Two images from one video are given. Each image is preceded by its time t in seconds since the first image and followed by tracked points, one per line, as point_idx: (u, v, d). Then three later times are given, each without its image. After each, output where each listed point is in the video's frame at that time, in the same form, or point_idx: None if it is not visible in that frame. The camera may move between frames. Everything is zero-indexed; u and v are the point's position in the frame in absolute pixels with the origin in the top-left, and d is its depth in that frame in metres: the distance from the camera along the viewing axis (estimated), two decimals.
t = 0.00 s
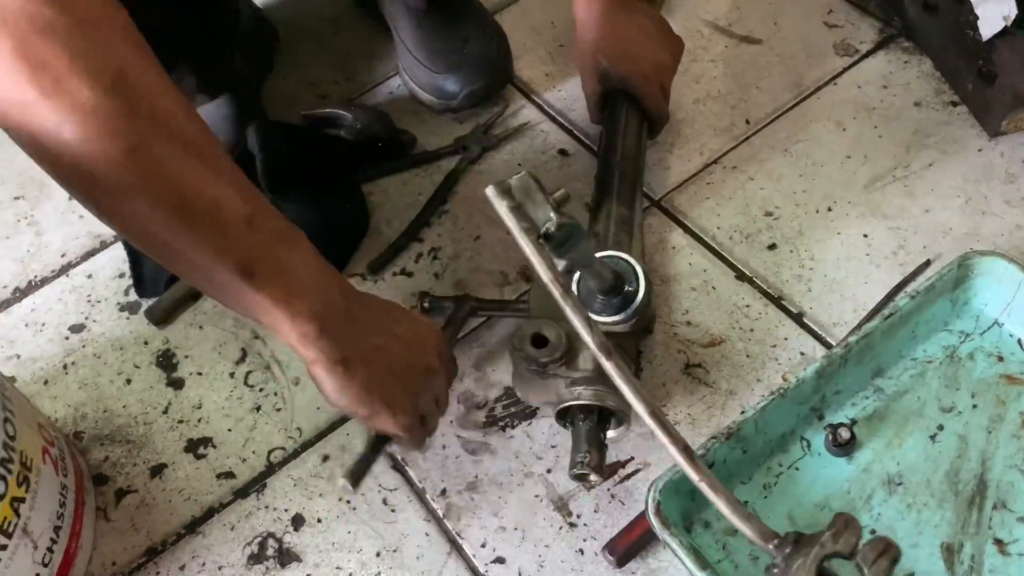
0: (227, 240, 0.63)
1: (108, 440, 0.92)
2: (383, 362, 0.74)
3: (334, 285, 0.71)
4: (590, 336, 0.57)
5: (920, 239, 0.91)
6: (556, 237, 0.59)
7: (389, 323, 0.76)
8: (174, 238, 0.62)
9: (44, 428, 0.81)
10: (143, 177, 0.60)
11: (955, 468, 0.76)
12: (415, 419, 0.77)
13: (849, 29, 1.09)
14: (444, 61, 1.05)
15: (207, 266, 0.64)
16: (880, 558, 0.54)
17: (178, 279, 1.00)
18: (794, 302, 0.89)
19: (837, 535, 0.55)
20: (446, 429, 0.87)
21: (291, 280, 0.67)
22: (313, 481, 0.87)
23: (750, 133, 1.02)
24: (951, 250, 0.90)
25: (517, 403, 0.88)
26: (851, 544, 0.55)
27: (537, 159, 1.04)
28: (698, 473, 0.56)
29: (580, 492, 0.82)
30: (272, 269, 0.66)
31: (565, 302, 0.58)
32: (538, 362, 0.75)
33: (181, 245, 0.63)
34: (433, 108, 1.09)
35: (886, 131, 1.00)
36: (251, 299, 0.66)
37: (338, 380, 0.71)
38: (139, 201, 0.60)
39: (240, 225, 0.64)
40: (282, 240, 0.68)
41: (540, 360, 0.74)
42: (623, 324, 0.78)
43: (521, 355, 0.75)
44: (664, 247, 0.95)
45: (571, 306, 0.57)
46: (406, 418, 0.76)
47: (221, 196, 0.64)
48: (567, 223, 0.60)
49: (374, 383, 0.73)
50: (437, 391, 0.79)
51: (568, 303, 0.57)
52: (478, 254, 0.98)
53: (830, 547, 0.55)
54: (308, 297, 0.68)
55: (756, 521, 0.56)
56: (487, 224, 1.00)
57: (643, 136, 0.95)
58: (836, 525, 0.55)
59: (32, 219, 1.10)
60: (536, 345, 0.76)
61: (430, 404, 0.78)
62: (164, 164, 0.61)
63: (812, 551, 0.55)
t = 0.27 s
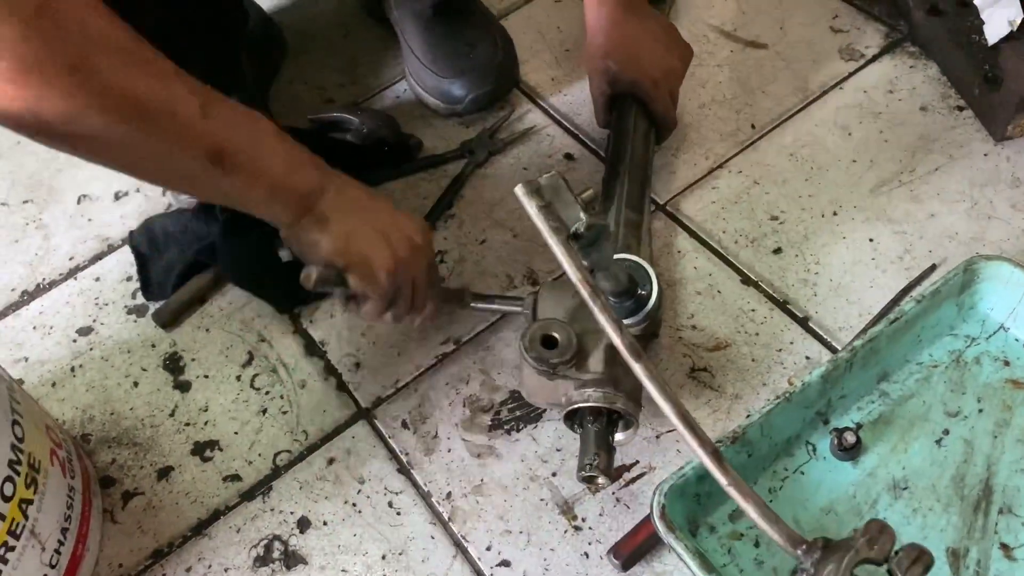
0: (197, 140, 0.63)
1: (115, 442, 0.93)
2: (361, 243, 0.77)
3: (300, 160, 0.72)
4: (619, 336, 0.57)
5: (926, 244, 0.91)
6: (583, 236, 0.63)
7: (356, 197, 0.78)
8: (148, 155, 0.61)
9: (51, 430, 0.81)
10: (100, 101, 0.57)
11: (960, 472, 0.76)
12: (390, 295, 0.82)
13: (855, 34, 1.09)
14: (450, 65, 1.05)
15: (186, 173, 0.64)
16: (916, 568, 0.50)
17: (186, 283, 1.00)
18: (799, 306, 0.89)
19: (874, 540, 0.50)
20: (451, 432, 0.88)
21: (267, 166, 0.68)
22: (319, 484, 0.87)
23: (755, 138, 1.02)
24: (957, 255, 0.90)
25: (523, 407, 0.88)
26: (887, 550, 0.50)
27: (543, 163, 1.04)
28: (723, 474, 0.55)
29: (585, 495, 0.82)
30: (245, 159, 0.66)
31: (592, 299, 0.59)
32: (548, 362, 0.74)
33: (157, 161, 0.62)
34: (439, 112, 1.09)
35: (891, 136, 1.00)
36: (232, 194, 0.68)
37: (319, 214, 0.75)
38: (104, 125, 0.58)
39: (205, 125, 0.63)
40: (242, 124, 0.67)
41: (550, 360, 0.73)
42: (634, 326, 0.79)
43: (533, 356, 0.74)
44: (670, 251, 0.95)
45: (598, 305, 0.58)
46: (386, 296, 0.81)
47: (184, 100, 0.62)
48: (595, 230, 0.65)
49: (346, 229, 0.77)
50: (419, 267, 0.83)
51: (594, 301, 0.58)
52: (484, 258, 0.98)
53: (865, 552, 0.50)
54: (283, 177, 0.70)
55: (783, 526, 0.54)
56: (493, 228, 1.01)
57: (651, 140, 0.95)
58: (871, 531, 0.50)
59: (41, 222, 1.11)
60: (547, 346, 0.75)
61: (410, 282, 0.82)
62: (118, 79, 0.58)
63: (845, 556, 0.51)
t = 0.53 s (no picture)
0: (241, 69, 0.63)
1: (121, 443, 0.93)
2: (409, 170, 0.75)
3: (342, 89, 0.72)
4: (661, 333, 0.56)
5: (931, 244, 0.91)
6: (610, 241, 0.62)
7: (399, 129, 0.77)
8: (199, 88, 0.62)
9: (57, 430, 0.82)
10: (150, 39, 0.59)
11: (967, 473, 0.75)
12: (429, 237, 0.79)
13: (860, 35, 1.09)
14: (455, 67, 1.05)
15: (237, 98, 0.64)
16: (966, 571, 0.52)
17: (191, 284, 1.00)
18: (805, 306, 0.89)
19: (924, 546, 0.50)
20: (456, 433, 0.88)
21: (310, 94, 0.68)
22: (325, 485, 0.87)
23: (760, 139, 1.02)
24: (963, 255, 0.90)
25: (528, 407, 0.88)
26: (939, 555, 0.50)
27: (548, 164, 1.04)
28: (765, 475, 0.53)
29: (590, 496, 0.82)
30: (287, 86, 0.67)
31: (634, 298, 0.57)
32: (561, 359, 0.73)
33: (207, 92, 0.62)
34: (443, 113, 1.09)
35: (897, 136, 1.00)
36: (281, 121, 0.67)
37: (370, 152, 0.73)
38: (152, 62, 0.59)
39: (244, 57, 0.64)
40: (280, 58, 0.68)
41: (563, 358, 0.73)
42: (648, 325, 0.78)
43: (546, 352, 0.73)
44: (675, 252, 0.95)
45: (643, 305, 0.56)
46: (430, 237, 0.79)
47: (230, 41, 0.64)
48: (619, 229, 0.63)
49: (396, 152, 0.75)
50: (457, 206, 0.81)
51: (641, 302, 0.56)
52: (488, 259, 0.98)
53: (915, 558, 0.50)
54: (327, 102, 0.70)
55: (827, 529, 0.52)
56: (497, 228, 1.01)
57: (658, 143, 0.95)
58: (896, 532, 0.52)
59: (46, 223, 1.11)
60: (559, 344, 0.74)
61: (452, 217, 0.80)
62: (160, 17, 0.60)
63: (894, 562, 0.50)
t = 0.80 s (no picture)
0: (250, 76, 0.64)
1: (121, 444, 0.93)
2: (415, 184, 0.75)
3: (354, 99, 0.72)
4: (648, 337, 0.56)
5: (932, 245, 0.91)
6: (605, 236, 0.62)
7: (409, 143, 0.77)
8: (206, 91, 0.62)
9: (57, 431, 0.82)
10: (152, 37, 0.59)
11: (969, 474, 0.75)
12: (435, 253, 0.79)
13: (861, 35, 1.09)
14: (456, 67, 1.05)
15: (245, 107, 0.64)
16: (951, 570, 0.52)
17: (192, 284, 1.00)
18: (806, 307, 0.89)
19: (910, 545, 0.50)
20: (457, 434, 0.88)
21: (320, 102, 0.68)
22: (325, 486, 0.87)
23: (761, 139, 1.02)
24: (964, 256, 0.90)
25: (529, 408, 0.88)
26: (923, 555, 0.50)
27: (548, 165, 1.04)
28: (754, 476, 0.53)
29: (591, 497, 0.82)
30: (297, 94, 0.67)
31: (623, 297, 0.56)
32: (559, 361, 0.72)
33: (216, 97, 0.62)
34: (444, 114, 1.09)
35: (898, 137, 0.99)
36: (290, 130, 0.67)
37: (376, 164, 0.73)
38: (161, 65, 0.60)
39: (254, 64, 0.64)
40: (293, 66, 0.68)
41: (559, 360, 0.72)
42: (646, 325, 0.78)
43: (542, 354, 0.72)
44: (676, 252, 0.95)
45: (633, 308, 0.56)
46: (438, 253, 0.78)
47: (237, 43, 0.64)
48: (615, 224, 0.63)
49: (405, 168, 0.74)
50: (465, 221, 0.80)
51: (630, 303, 0.55)
52: (489, 260, 0.98)
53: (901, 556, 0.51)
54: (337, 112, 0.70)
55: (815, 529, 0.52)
56: (498, 229, 1.01)
57: (658, 143, 0.95)
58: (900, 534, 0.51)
59: (47, 224, 1.11)
60: (556, 345, 0.73)
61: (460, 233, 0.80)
62: (169, 17, 0.60)
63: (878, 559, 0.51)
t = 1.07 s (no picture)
0: (262, 85, 0.66)
1: (123, 443, 0.93)
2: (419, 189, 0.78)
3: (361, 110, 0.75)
4: (605, 335, 0.58)
5: (935, 245, 0.91)
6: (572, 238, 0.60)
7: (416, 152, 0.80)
8: (216, 98, 0.64)
9: (59, 430, 0.82)
10: (167, 45, 0.61)
11: (971, 474, 0.75)
12: (433, 259, 0.79)
13: (863, 34, 1.09)
14: (458, 66, 1.05)
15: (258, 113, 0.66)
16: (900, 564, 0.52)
17: (193, 283, 1.00)
18: (808, 307, 0.89)
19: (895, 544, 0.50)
20: (458, 433, 0.88)
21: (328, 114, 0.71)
22: (327, 485, 0.87)
23: (763, 139, 1.02)
24: (967, 256, 0.90)
25: (530, 408, 0.88)
26: (869, 548, 0.53)
27: (550, 165, 1.04)
28: (711, 474, 0.55)
29: (593, 497, 0.82)
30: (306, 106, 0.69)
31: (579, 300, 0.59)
32: (552, 365, 0.73)
33: (223, 100, 0.64)
34: (446, 113, 1.09)
35: (900, 137, 0.99)
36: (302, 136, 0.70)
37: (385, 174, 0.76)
38: (171, 71, 0.62)
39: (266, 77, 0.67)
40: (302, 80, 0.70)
41: (553, 364, 0.73)
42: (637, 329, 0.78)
43: (535, 359, 0.73)
44: (678, 252, 0.94)
45: (587, 307, 0.58)
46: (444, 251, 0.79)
47: (251, 53, 0.66)
48: (585, 226, 0.61)
49: (404, 176, 0.76)
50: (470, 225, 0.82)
51: (585, 305, 0.58)
52: (491, 259, 0.98)
53: (848, 550, 0.53)
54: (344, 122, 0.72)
55: (773, 524, 0.54)
56: (500, 229, 1.01)
57: (656, 142, 0.95)
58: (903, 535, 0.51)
59: (50, 223, 1.11)
60: (549, 350, 0.74)
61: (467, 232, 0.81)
62: (184, 27, 0.62)
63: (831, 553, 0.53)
